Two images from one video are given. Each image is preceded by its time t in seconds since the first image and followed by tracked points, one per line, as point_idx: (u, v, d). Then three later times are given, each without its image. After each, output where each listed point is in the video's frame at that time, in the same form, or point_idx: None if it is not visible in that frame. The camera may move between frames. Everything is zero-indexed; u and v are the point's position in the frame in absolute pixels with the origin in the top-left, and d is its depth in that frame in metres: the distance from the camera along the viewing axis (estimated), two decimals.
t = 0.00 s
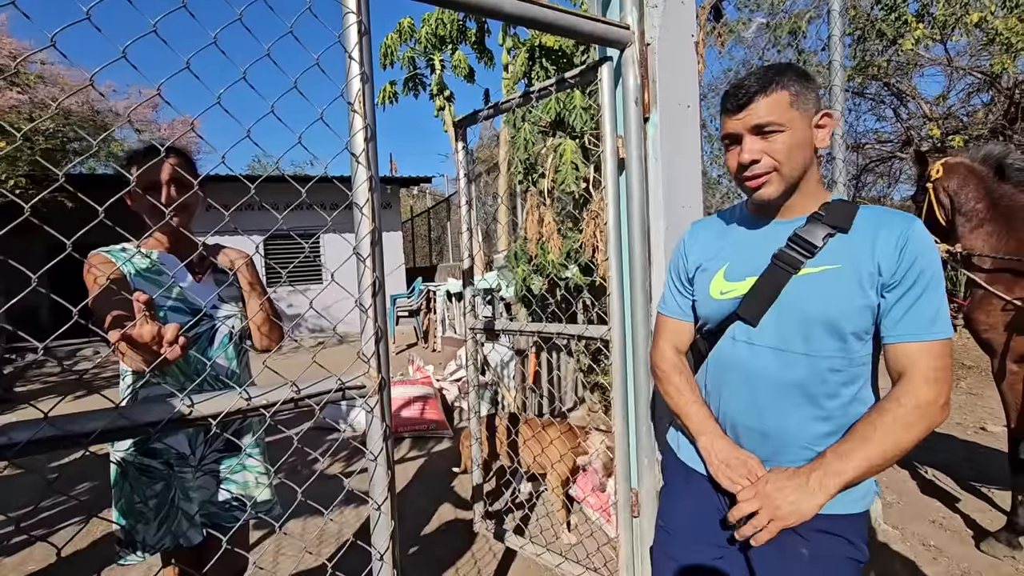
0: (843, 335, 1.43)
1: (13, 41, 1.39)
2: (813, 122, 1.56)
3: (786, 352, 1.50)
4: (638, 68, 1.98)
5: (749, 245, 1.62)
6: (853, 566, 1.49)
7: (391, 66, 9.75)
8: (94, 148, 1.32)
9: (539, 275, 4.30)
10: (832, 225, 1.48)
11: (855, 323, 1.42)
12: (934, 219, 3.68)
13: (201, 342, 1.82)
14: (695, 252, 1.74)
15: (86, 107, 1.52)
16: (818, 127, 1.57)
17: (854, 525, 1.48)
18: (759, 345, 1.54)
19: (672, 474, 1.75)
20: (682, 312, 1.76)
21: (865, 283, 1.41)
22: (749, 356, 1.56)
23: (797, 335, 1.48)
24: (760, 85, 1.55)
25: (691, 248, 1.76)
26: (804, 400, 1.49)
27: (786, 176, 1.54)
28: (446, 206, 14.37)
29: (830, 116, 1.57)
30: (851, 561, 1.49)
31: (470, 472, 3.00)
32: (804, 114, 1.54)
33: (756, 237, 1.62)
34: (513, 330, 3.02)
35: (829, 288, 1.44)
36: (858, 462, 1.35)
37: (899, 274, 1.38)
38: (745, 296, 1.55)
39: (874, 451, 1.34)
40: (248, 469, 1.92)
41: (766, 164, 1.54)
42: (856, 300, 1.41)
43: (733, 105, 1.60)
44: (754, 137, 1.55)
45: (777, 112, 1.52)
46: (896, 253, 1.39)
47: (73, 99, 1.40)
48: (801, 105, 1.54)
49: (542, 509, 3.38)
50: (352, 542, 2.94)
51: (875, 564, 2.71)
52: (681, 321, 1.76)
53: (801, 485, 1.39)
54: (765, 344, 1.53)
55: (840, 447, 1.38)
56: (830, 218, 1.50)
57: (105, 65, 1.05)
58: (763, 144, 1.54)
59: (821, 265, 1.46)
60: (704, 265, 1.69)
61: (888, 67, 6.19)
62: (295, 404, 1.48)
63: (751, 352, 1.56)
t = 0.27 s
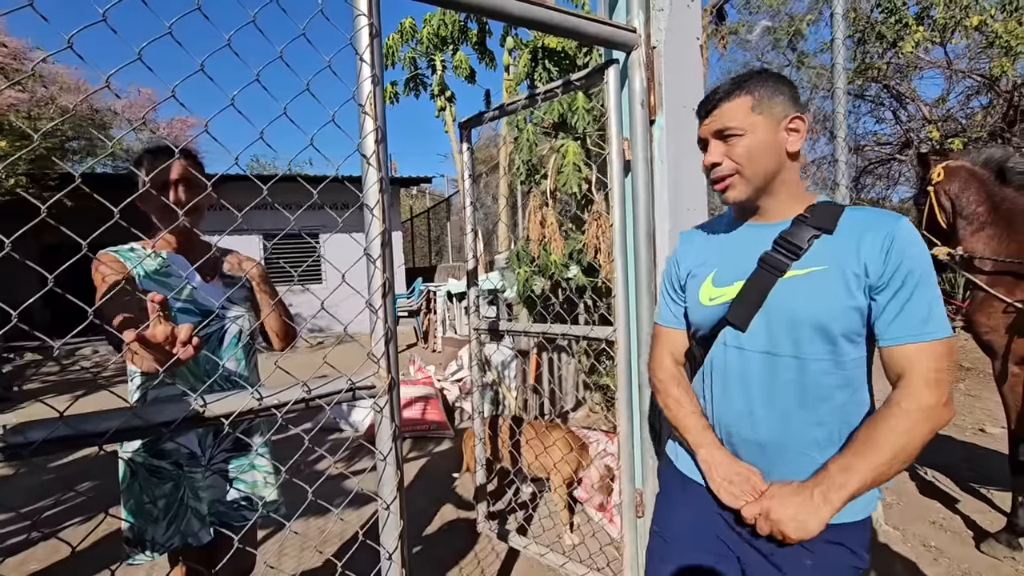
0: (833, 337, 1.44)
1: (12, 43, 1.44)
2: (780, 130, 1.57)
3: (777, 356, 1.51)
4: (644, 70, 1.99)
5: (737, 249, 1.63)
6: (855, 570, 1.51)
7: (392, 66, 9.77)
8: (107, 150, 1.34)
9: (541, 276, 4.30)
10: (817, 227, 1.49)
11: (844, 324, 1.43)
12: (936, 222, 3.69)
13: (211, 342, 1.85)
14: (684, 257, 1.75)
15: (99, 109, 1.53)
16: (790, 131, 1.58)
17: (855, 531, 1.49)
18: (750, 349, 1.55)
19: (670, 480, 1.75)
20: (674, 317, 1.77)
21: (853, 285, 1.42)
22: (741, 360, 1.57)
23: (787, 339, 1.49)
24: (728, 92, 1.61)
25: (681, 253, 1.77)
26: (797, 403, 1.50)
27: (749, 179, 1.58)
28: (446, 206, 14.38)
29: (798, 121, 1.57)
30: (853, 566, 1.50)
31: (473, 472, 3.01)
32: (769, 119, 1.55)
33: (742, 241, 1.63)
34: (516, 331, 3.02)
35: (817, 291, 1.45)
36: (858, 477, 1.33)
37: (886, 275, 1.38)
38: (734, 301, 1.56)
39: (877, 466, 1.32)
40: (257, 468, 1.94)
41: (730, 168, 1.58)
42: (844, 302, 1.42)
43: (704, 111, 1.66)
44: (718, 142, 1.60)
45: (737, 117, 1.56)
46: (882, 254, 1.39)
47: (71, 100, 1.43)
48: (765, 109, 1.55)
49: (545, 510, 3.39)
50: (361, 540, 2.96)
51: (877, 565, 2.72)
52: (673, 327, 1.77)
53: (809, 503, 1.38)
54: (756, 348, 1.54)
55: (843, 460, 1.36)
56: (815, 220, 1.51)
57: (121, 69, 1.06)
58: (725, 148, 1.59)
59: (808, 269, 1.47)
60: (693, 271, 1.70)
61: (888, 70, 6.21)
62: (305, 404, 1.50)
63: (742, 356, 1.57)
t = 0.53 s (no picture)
0: (798, 337, 1.38)
1: (21, 43, 1.45)
2: (744, 122, 1.53)
3: (744, 355, 1.46)
4: (653, 70, 1.98)
5: (712, 247, 1.60)
6: None
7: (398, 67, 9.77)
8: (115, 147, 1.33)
9: (546, 276, 4.28)
10: (789, 223, 1.44)
11: (810, 324, 1.37)
12: (945, 224, 3.67)
13: (221, 340, 1.86)
14: (665, 257, 1.73)
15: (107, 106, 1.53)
16: (754, 125, 1.53)
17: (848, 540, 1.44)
18: (719, 349, 1.50)
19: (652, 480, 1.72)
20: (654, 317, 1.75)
21: (819, 283, 1.36)
22: (710, 360, 1.53)
23: (754, 338, 1.44)
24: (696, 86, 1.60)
25: (663, 253, 1.75)
26: (764, 406, 1.44)
27: (708, 170, 1.56)
28: (450, 207, 14.39)
29: (763, 115, 1.53)
30: None
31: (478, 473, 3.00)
32: (731, 112, 1.53)
33: (718, 239, 1.59)
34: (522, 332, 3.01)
35: (784, 288, 1.40)
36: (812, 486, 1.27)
37: (853, 273, 1.32)
38: (704, 298, 1.52)
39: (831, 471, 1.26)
40: (267, 465, 1.96)
41: (693, 159, 1.57)
42: (810, 300, 1.36)
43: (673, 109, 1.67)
44: (684, 135, 1.59)
45: (699, 110, 1.56)
46: (850, 251, 1.34)
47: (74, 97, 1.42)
48: (729, 102, 1.53)
49: (549, 511, 3.38)
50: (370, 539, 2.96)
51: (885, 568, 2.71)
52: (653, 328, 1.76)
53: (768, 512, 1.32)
54: (725, 347, 1.49)
55: (798, 469, 1.30)
56: (787, 217, 1.46)
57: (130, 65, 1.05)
58: (688, 142, 1.58)
59: (776, 266, 1.42)
60: (671, 270, 1.67)
61: (895, 71, 6.18)
62: (312, 402, 1.50)
63: (711, 356, 1.52)
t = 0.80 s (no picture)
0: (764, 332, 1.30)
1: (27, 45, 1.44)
2: (705, 123, 1.46)
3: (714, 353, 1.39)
4: (659, 72, 1.97)
5: (689, 245, 1.53)
6: None
7: (406, 69, 9.80)
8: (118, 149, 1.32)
9: (552, 280, 4.23)
10: (758, 216, 1.37)
11: (775, 318, 1.28)
12: (958, 229, 3.62)
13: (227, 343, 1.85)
14: (649, 257, 1.68)
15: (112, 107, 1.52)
16: (716, 126, 1.46)
17: (828, 547, 1.36)
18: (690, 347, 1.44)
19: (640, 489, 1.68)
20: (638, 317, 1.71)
21: (784, 275, 1.28)
22: (684, 359, 1.47)
23: (722, 335, 1.37)
24: (655, 91, 1.54)
25: (646, 253, 1.70)
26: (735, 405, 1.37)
27: (678, 176, 1.50)
28: (458, 208, 14.41)
29: (725, 112, 1.45)
30: None
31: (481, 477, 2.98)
32: (689, 114, 1.46)
33: (694, 236, 1.54)
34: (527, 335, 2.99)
35: (749, 281, 1.32)
36: (775, 484, 1.17)
37: (817, 262, 1.23)
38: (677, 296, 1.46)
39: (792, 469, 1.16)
40: (272, 466, 1.96)
41: (661, 167, 1.52)
42: (774, 294, 1.28)
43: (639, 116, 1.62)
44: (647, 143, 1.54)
45: (658, 116, 1.50)
46: (816, 241, 1.25)
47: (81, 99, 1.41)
48: (686, 105, 1.47)
49: (553, 516, 3.35)
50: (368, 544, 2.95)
51: None
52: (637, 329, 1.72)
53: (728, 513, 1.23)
54: (697, 345, 1.43)
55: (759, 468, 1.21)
56: (756, 211, 1.39)
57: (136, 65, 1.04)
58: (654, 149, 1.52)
59: (741, 259, 1.34)
60: (651, 270, 1.63)
61: (908, 74, 6.11)
62: (312, 407, 1.47)
63: (684, 354, 1.46)
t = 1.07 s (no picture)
0: (731, 338, 1.27)
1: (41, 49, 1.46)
2: (679, 126, 1.44)
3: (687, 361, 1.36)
4: (663, 72, 1.96)
5: (669, 250, 1.50)
6: None
7: (417, 71, 9.83)
8: (124, 150, 1.33)
9: (559, 281, 4.24)
10: (727, 220, 1.32)
11: (742, 324, 1.25)
12: (974, 232, 3.56)
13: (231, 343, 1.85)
14: (635, 262, 1.66)
15: (120, 110, 1.54)
16: (689, 128, 1.44)
17: (817, 555, 1.33)
18: (665, 354, 1.42)
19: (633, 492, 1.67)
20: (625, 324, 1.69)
21: (748, 280, 1.24)
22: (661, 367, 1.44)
23: (691, 343, 1.34)
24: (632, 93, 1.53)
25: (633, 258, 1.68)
26: (708, 413, 1.34)
27: (651, 177, 1.49)
28: (468, 210, 14.43)
29: (700, 116, 1.43)
30: None
31: (485, 478, 2.98)
32: (665, 115, 1.44)
33: (671, 241, 1.51)
34: (532, 337, 2.98)
35: (714, 288, 1.29)
36: (751, 506, 1.16)
37: (779, 267, 1.20)
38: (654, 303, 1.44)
39: (765, 488, 1.15)
40: (275, 467, 1.97)
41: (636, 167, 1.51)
42: (740, 301, 1.25)
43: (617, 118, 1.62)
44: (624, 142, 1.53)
45: (636, 117, 1.49)
46: (777, 245, 1.22)
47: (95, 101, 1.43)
48: (663, 106, 1.45)
49: (558, 519, 3.34)
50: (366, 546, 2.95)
51: None
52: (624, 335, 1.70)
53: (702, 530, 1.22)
54: (671, 353, 1.40)
55: (735, 485, 1.18)
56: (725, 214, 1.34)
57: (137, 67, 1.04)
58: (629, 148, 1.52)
59: (707, 264, 1.31)
60: (636, 277, 1.62)
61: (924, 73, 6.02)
62: (311, 407, 1.47)
63: (662, 362, 1.44)
